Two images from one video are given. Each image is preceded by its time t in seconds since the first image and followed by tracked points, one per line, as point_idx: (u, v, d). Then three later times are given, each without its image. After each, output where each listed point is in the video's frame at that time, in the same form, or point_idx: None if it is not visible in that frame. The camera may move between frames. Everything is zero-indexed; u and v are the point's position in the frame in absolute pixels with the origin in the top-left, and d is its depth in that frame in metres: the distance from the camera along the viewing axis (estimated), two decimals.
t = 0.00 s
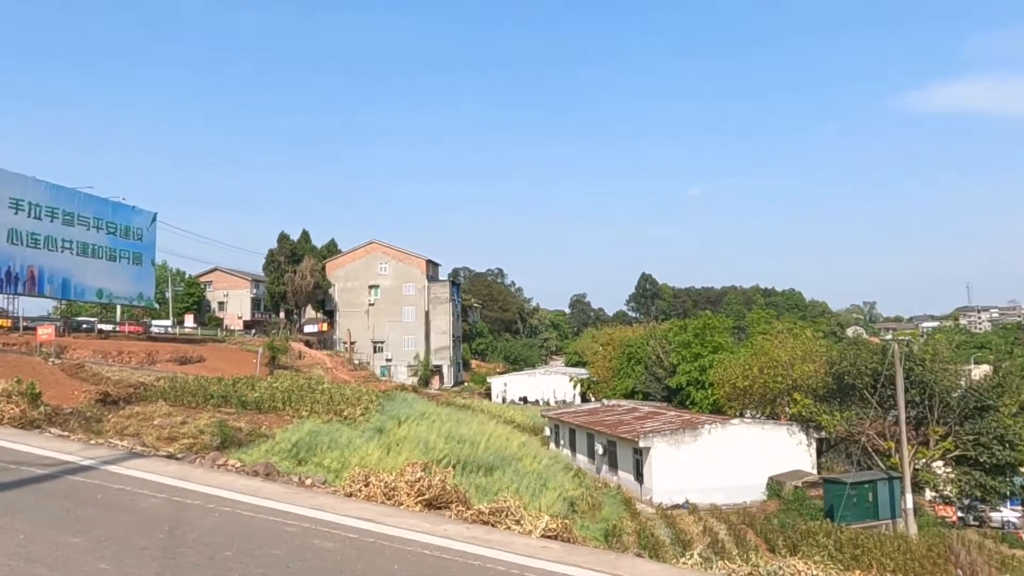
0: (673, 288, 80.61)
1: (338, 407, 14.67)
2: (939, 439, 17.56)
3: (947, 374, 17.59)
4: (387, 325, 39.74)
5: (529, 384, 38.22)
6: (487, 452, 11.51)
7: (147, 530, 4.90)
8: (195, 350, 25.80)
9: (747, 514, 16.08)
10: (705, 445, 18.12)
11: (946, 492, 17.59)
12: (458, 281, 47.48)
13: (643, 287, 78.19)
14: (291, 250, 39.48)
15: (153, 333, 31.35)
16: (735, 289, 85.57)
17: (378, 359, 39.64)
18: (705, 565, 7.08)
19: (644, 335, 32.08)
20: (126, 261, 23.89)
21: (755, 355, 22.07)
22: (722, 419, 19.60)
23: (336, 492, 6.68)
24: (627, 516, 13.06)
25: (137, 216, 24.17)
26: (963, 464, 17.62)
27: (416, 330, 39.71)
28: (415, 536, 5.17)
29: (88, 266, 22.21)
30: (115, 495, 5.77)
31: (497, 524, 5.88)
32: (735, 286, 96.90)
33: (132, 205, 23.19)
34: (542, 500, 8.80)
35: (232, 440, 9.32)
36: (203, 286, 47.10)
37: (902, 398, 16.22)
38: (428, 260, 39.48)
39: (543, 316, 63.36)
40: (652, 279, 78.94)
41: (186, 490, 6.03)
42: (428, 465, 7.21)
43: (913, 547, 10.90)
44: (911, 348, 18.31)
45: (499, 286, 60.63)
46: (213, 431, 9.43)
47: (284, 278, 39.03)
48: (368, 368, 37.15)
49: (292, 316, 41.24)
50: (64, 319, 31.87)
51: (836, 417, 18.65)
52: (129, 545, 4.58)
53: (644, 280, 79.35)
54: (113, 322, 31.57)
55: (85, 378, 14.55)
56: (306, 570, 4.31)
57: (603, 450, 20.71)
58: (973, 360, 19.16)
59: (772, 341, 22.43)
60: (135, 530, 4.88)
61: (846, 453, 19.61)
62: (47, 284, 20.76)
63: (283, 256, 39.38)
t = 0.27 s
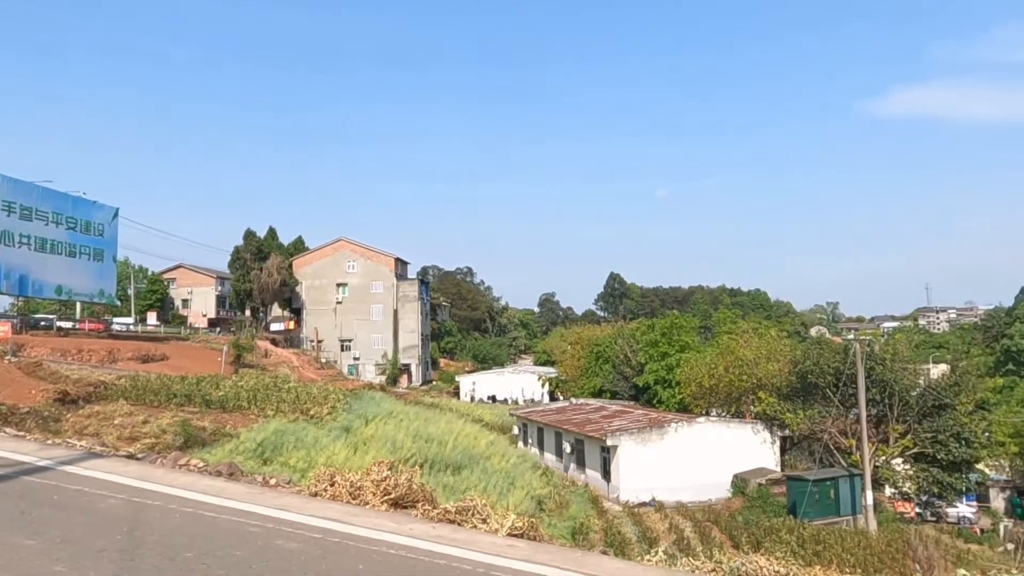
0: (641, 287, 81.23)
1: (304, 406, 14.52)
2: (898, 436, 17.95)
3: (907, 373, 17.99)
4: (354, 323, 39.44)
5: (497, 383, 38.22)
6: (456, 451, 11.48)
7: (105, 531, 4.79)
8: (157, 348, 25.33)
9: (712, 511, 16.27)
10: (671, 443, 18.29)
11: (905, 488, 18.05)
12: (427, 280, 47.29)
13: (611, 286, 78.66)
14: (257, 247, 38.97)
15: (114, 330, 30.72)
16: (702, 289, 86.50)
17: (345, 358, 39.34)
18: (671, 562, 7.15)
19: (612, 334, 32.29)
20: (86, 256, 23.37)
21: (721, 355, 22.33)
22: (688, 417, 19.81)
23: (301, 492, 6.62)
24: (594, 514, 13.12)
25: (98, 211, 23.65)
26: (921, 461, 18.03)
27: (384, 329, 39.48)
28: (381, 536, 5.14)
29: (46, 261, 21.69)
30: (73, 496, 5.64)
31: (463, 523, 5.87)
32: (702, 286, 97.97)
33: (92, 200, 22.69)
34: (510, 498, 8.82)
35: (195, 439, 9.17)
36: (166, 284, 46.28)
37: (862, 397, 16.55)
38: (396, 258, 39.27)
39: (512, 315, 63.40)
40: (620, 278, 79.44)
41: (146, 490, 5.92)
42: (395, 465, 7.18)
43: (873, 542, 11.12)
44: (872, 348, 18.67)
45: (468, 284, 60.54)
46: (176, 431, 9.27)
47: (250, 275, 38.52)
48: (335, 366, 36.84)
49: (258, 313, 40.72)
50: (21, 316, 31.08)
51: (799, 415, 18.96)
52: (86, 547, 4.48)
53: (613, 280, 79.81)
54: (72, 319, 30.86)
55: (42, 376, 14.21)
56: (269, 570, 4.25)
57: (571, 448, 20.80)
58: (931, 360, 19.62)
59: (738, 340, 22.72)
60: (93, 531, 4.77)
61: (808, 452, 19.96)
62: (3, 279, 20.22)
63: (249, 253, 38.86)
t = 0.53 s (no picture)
0: (611, 284, 81.70)
1: (272, 403, 14.36)
2: (861, 431, 18.29)
3: (869, 369, 18.34)
4: (323, 319, 39.11)
5: (467, 379, 38.17)
6: (425, 447, 11.45)
7: (64, 530, 4.69)
8: (121, 343, 24.86)
9: (679, 506, 16.45)
10: (640, 439, 18.44)
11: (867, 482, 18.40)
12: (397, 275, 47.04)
13: (582, 283, 78.97)
14: (224, 242, 38.42)
15: (76, 326, 30.08)
16: (670, 286, 87.26)
17: (314, 354, 38.99)
18: (638, 556, 7.22)
19: (581, 331, 32.45)
20: (46, 250, 22.84)
21: (689, 351, 22.56)
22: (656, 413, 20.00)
23: (267, 489, 6.55)
24: (563, 510, 13.19)
25: (59, 203, 23.11)
26: (883, 455, 18.39)
27: (353, 325, 39.20)
28: (348, 533, 5.11)
29: (5, 255, 21.15)
30: (31, 495, 5.51)
31: (431, 519, 5.86)
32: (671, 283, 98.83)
33: (53, 192, 22.17)
34: (479, 494, 8.82)
35: (159, 437, 9.02)
36: (130, 278, 45.42)
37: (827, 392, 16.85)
38: (366, 253, 39.01)
39: (482, 311, 63.36)
40: (590, 275, 79.77)
41: (107, 489, 5.80)
42: (363, 461, 7.13)
43: (835, 535, 11.33)
44: (836, 344, 19.00)
45: (438, 280, 60.36)
46: (139, 428, 9.11)
47: (217, 270, 37.97)
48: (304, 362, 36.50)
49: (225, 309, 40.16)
50: None
51: (765, 411, 19.23)
52: (44, 547, 4.38)
53: (583, 276, 80.14)
54: (32, 314, 30.16)
55: None
56: (233, 569, 4.20)
57: (541, 444, 20.86)
58: (893, 356, 20.05)
59: (705, 337, 22.98)
60: (51, 531, 4.67)
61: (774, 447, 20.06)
62: None
63: (216, 248, 38.30)
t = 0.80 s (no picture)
0: (579, 284, 82.01)
1: (236, 403, 14.15)
2: (822, 428, 18.64)
3: (831, 367, 18.67)
4: (289, 318, 38.67)
5: (435, 378, 38.04)
6: (392, 447, 11.38)
7: (18, 534, 4.58)
8: (79, 343, 24.29)
9: (645, 503, 16.60)
10: (607, 437, 18.56)
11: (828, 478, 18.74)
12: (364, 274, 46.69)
13: (550, 283, 79.15)
14: (187, 239, 37.74)
15: (32, 325, 29.32)
16: (637, 286, 87.89)
17: (279, 353, 38.53)
18: (604, 553, 7.26)
19: (549, 330, 32.56)
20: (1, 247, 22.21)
21: (656, 350, 22.74)
22: (623, 411, 20.15)
23: (229, 490, 6.46)
24: (531, 508, 13.21)
25: (14, 199, 22.49)
26: (844, 452, 18.75)
27: (319, 323, 38.82)
28: (312, 533, 5.06)
29: None
30: None
31: (396, 519, 5.83)
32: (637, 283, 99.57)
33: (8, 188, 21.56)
34: (446, 494, 8.80)
35: (119, 438, 8.84)
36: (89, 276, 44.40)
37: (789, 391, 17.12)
38: (333, 252, 38.65)
39: (450, 310, 63.16)
40: (558, 274, 80.04)
41: (63, 491, 5.67)
42: (328, 461, 7.07)
43: (797, 530, 11.54)
44: (799, 343, 19.32)
45: (406, 279, 60.04)
46: (98, 429, 8.92)
47: (179, 268, 37.30)
48: (269, 362, 36.05)
49: (188, 307, 39.47)
50: None
51: (730, 409, 19.49)
52: None
53: (551, 276, 80.35)
54: None
55: None
56: (193, 571, 4.13)
57: (509, 443, 20.88)
58: (854, 354, 20.46)
59: (672, 336, 23.19)
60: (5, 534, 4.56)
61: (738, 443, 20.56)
62: None
63: (179, 246, 37.60)
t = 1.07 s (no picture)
0: (544, 283, 82.28)
1: (195, 403, 13.89)
2: (782, 425, 18.96)
3: (790, 365, 19.01)
4: (250, 316, 38.11)
5: (399, 377, 37.85)
6: (355, 447, 11.29)
7: None
8: (31, 342, 23.62)
9: (609, 501, 16.72)
10: (570, 435, 18.65)
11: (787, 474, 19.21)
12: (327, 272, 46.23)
13: (515, 281, 79.24)
14: (145, 236, 36.96)
15: None
16: (602, 285, 88.44)
17: (240, 352, 37.94)
18: (568, 551, 7.30)
19: (514, 328, 32.60)
20: None
21: (619, 349, 22.92)
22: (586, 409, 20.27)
23: (186, 492, 6.34)
24: (495, 507, 13.20)
25: None
26: (802, 448, 19.11)
27: (281, 322, 38.33)
28: (271, 535, 4.99)
29: None
30: None
31: (357, 519, 5.78)
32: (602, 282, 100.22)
33: None
34: (409, 493, 8.75)
35: (73, 439, 8.62)
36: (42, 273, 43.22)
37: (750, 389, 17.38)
38: (295, 249, 38.19)
39: (415, 309, 62.84)
40: (523, 273, 80.16)
41: (10, 495, 5.51)
42: (288, 462, 6.98)
43: (757, 526, 11.72)
44: (759, 341, 19.63)
45: (370, 277, 59.60)
46: (51, 431, 8.69)
47: (137, 265, 36.52)
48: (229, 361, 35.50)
49: (145, 306, 38.66)
50: None
51: (692, 406, 19.73)
52: None
53: (516, 275, 80.44)
54: None
55: None
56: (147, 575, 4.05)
57: (473, 442, 20.86)
58: (812, 352, 20.86)
59: (635, 334, 23.39)
60: None
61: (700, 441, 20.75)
62: None
63: (136, 243, 36.78)
